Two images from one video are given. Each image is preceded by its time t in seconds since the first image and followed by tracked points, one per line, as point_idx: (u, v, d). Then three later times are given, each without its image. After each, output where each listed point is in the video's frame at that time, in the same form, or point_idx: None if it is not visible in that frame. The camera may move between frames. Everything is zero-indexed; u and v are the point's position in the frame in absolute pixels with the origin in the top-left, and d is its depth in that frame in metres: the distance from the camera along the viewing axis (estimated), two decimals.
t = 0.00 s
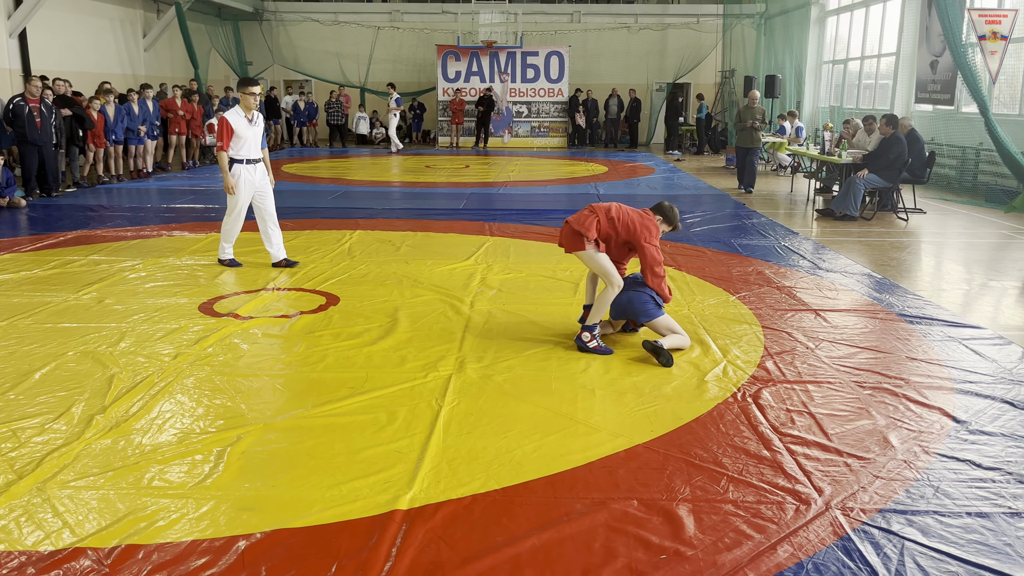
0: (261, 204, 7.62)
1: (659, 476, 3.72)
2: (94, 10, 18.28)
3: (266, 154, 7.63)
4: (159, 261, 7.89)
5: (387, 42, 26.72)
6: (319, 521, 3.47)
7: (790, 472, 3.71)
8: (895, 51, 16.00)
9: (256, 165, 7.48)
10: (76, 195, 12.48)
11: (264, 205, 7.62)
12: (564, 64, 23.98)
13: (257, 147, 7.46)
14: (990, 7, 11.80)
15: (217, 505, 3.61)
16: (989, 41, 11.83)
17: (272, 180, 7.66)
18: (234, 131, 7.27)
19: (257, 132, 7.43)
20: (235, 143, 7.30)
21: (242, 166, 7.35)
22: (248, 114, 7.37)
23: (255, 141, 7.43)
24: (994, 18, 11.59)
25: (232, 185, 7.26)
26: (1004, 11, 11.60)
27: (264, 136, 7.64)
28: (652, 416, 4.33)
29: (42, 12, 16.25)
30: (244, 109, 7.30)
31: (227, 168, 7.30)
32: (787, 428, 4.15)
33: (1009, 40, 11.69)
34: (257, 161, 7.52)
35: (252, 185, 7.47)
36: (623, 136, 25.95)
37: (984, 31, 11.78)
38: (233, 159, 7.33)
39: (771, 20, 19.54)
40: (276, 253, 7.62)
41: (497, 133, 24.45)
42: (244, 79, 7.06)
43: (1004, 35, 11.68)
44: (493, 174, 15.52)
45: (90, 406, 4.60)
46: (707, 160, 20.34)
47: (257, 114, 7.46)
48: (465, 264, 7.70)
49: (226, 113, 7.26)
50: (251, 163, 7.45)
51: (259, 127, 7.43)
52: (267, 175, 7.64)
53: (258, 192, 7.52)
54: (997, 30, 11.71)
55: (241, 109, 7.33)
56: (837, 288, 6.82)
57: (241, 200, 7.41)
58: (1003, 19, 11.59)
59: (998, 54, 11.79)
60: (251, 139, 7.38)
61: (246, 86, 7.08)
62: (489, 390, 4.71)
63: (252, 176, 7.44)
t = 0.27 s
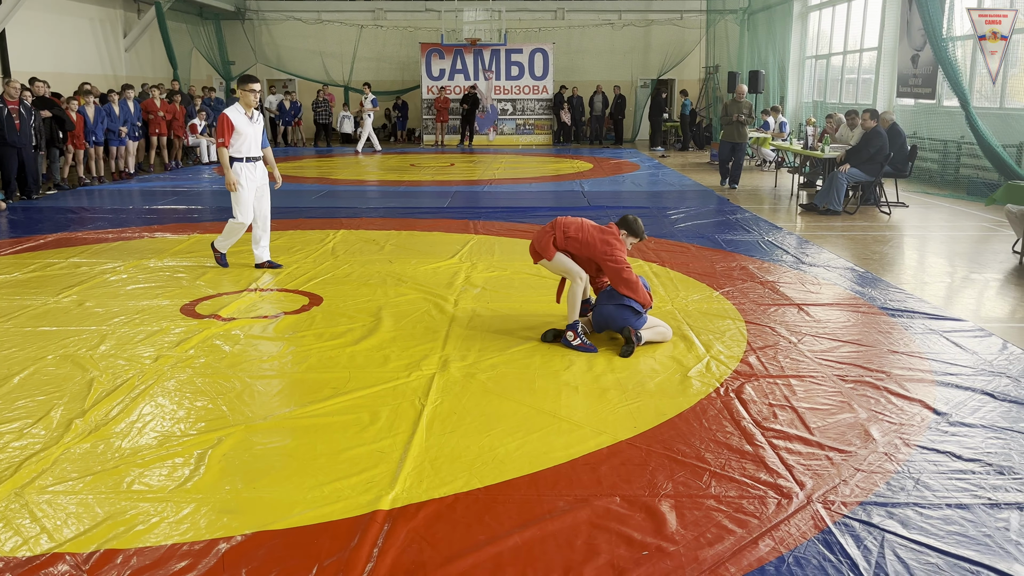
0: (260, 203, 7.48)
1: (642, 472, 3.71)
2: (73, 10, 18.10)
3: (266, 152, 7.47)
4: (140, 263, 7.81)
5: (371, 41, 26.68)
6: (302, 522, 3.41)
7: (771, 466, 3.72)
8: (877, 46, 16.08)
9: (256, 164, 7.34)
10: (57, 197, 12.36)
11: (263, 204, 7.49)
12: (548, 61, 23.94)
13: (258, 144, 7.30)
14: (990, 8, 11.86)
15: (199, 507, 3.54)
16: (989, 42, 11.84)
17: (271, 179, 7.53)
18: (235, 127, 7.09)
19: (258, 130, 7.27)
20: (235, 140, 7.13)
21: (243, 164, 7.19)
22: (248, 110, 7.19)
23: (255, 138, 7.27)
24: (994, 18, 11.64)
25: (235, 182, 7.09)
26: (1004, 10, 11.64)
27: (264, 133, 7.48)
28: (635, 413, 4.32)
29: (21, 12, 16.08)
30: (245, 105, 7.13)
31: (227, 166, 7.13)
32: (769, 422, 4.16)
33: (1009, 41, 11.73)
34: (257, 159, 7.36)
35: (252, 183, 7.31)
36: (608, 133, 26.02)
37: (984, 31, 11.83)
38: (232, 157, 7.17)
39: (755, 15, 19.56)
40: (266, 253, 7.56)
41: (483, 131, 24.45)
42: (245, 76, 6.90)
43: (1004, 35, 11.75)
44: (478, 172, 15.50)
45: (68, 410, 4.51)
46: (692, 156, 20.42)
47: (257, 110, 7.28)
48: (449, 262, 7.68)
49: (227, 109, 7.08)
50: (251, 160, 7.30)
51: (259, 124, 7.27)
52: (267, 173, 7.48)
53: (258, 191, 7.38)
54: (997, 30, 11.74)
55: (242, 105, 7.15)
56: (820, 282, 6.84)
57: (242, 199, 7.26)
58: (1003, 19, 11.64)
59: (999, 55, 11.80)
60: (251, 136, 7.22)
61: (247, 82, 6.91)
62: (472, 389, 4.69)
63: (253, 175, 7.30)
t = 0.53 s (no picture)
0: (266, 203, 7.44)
1: (634, 470, 3.71)
2: (61, 11, 18.00)
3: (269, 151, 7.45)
4: (130, 265, 7.78)
5: (362, 39, 26.59)
6: (291, 524, 3.38)
7: (763, 462, 3.71)
8: (868, 40, 16.11)
9: (260, 164, 7.30)
10: (47, 200, 12.31)
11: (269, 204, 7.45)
12: (539, 59, 23.91)
13: (262, 144, 7.28)
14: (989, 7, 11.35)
15: (189, 510, 3.51)
16: (988, 42, 11.37)
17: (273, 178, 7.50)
18: (239, 127, 7.06)
19: (261, 130, 7.24)
20: (240, 140, 7.09)
21: (249, 164, 7.15)
22: (251, 110, 7.15)
23: (259, 139, 7.24)
24: (994, 18, 11.09)
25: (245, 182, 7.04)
26: (1004, 10, 11.17)
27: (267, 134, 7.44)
28: (626, 410, 4.32)
29: (9, 14, 15.99)
30: (247, 105, 7.07)
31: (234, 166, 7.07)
32: (761, 418, 4.16)
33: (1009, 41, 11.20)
34: (261, 159, 7.33)
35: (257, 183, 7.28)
36: (600, 130, 26.00)
37: (983, 32, 11.32)
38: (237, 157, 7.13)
39: (745, 11, 19.83)
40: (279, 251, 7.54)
41: (475, 129, 24.43)
42: (246, 76, 6.87)
43: (1004, 35, 11.24)
44: (471, 171, 15.48)
45: (57, 414, 4.48)
46: (684, 153, 20.39)
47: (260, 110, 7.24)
48: (442, 261, 7.66)
49: (231, 110, 7.04)
50: (256, 161, 7.26)
51: (262, 124, 7.24)
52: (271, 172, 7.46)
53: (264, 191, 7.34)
54: (997, 30, 11.25)
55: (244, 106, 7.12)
56: (812, 277, 6.84)
57: (252, 199, 7.20)
58: (1003, 19, 11.15)
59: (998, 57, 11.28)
60: (255, 136, 7.20)
61: (248, 82, 6.86)
62: (463, 388, 4.68)
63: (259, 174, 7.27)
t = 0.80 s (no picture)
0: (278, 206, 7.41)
1: (633, 468, 3.70)
2: (59, 14, 17.99)
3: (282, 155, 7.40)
4: (129, 267, 7.77)
5: (359, 39, 26.57)
6: (290, 525, 3.37)
7: (763, 459, 3.70)
8: (865, 36, 16.09)
9: (273, 167, 7.26)
10: (45, 202, 12.30)
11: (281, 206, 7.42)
12: (537, 57, 23.90)
13: (275, 147, 7.23)
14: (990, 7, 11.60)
15: (188, 512, 3.50)
16: (988, 42, 11.60)
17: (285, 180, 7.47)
18: (252, 132, 7.01)
19: (273, 133, 7.19)
20: (253, 144, 7.05)
21: (262, 168, 7.11)
22: (263, 113, 7.11)
23: (271, 142, 7.19)
24: (994, 18, 11.36)
25: (257, 187, 7.01)
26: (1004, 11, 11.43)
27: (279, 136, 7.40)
28: (626, 408, 4.31)
29: (6, 17, 15.98)
30: (260, 109, 7.03)
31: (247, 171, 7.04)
32: (761, 415, 4.15)
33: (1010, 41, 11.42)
34: (274, 162, 7.28)
35: (271, 187, 7.24)
36: (599, 128, 25.99)
37: (984, 31, 11.55)
38: (250, 161, 7.08)
39: (742, 7, 19.97)
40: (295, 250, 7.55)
41: (474, 129, 24.32)
42: (258, 79, 6.81)
43: (1004, 35, 11.43)
44: (470, 169, 15.47)
45: (56, 417, 4.48)
46: (683, 149, 20.40)
47: (272, 113, 7.20)
48: (441, 260, 7.66)
49: (243, 114, 6.99)
50: (269, 164, 7.22)
51: (274, 127, 7.19)
52: (283, 176, 7.41)
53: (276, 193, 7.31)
54: (997, 30, 11.48)
55: (257, 109, 7.07)
56: (811, 273, 6.83)
57: (265, 203, 7.18)
58: (1003, 19, 11.37)
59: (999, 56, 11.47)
60: (268, 139, 7.15)
61: (260, 85, 6.82)
62: (462, 387, 4.68)
63: (273, 178, 7.22)
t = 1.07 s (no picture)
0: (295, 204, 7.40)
1: (638, 466, 3.70)
2: (61, 16, 18.05)
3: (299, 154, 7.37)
4: (132, 269, 7.78)
5: (360, 39, 26.56)
6: (295, 526, 3.37)
7: (767, 457, 3.70)
8: (866, 32, 16.09)
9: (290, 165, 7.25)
10: (48, 205, 12.33)
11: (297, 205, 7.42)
12: (538, 56, 23.89)
13: (292, 146, 7.20)
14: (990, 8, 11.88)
15: (194, 513, 3.51)
16: (988, 42, 11.86)
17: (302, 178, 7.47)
18: (269, 131, 6.98)
19: (290, 132, 7.18)
20: (271, 144, 7.03)
21: (280, 168, 7.09)
22: (279, 112, 7.08)
23: (288, 140, 7.18)
24: (994, 17, 11.63)
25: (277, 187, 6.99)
26: (1003, 10, 11.64)
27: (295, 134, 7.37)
28: (630, 406, 4.31)
29: (8, 20, 16.02)
30: (276, 108, 7.00)
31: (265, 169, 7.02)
32: (765, 412, 4.15)
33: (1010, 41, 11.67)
34: (291, 161, 7.27)
35: (289, 186, 7.22)
36: (600, 126, 26.01)
37: (984, 30, 11.84)
38: (268, 161, 7.07)
39: (743, 4, 19.97)
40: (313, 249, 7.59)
41: (476, 127, 24.42)
42: (274, 78, 6.78)
43: (1004, 34, 11.71)
44: (472, 168, 15.49)
45: (61, 419, 4.48)
46: (685, 147, 20.43)
47: (288, 112, 7.17)
48: (443, 260, 7.66)
49: (259, 113, 6.96)
50: (287, 162, 7.21)
51: (291, 125, 7.17)
52: (300, 175, 7.40)
53: (293, 192, 7.31)
54: (996, 30, 11.74)
55: (273, 108, 7.05)
56: (814, 270, 6.82)
57: (283, 202, 7.17)
58: (1003, 18, 11.63)
59: (999, 55, 11.73)
60: (285, 138, 7.13)
61: (277, 84, 6.78)
62: (466, 387, 4.68)
63: (291, 177, 7.20)
